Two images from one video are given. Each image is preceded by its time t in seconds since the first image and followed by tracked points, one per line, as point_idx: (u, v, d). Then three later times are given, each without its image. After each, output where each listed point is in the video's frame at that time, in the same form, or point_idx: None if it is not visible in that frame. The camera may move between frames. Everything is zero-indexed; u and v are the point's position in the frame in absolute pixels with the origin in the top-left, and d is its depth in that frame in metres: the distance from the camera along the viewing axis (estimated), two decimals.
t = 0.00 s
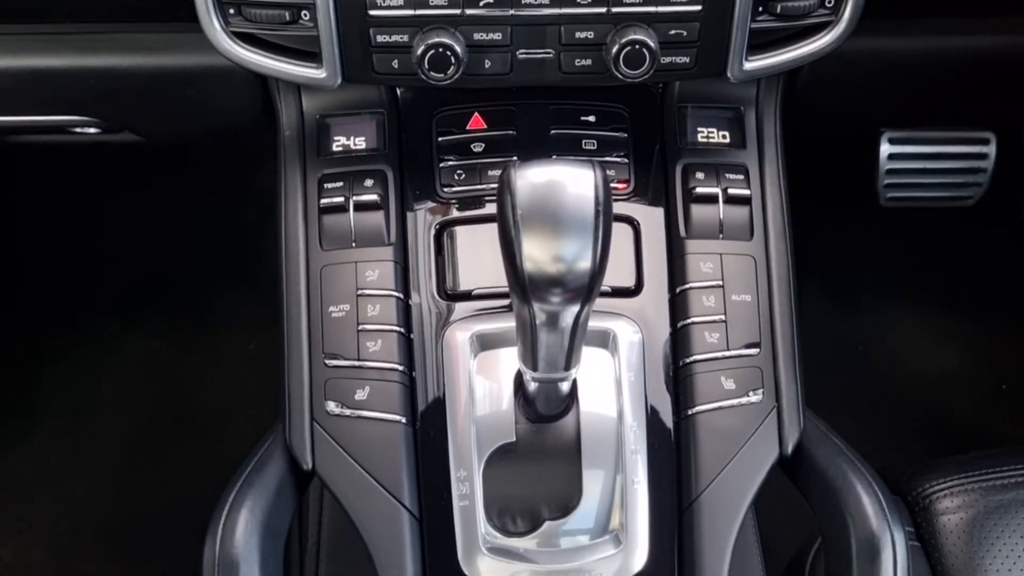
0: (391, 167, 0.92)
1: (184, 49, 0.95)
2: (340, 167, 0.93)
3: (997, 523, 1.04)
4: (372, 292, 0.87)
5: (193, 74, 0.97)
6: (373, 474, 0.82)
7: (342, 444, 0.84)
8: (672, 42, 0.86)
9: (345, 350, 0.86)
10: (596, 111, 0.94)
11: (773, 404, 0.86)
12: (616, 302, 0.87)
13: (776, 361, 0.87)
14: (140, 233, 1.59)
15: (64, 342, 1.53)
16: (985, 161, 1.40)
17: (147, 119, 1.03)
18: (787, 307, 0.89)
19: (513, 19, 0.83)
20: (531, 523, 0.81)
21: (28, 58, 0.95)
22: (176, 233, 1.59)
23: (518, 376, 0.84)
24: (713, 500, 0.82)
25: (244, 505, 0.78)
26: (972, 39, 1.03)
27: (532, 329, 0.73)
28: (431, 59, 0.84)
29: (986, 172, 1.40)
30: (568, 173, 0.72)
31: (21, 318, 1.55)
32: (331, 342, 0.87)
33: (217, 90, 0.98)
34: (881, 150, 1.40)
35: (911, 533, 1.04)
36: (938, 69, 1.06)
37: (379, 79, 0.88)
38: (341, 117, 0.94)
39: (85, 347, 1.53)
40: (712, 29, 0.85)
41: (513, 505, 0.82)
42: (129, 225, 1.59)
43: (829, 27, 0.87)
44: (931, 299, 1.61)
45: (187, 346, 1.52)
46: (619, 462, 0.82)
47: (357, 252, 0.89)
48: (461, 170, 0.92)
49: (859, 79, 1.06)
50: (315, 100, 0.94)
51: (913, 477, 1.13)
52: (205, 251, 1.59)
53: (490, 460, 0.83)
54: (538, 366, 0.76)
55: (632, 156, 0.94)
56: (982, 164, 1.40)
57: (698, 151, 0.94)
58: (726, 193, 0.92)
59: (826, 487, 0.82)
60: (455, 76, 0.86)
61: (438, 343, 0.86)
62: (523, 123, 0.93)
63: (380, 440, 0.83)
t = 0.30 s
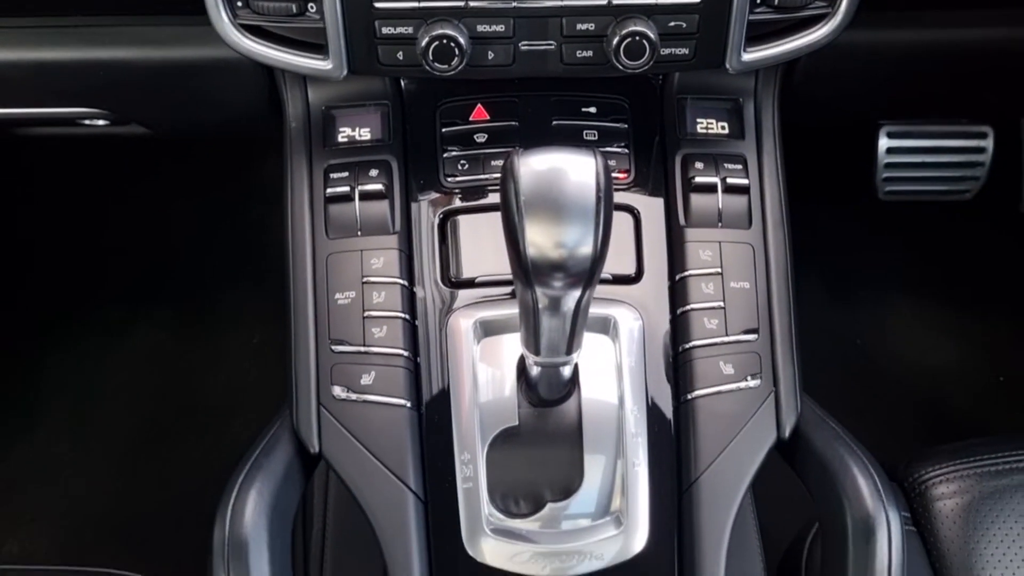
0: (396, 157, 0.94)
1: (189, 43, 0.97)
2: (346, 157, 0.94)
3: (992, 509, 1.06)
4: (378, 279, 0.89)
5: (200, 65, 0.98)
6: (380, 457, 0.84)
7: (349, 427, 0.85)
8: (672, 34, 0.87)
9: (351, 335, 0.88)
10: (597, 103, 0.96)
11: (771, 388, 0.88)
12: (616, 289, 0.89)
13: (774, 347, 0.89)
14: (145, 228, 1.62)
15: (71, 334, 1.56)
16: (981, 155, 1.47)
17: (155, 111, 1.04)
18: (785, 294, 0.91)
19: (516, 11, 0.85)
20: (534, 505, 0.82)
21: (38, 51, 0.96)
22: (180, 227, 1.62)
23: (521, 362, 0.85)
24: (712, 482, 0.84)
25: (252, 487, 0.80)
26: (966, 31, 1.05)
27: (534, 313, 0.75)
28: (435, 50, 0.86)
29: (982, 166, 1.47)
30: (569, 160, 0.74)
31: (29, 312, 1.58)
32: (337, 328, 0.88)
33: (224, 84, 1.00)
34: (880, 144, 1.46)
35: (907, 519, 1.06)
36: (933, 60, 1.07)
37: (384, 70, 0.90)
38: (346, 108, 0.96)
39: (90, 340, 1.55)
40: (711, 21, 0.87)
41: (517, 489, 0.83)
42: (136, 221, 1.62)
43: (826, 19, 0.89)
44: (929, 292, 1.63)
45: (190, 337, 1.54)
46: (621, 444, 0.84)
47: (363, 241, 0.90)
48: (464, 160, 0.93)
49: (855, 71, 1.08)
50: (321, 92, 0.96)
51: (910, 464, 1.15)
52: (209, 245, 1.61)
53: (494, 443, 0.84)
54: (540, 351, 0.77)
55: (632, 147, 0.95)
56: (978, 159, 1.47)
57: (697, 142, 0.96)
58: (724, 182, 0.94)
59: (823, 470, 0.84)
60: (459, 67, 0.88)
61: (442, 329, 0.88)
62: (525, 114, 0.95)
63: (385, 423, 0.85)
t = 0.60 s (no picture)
0: (395, 143, 0.96)
1: (193, 31, 0.99)
2: (347, 143, 0.97)
3: (980, 491, 1.08)
4: (378, 261, 0.91)
5: (203, 53, 1.00)
6: (380, 432, 0.86)
7: (349, 403, 0.88)
8: (664, 21, 0.89)
9: (351, 315, 0.90)
10: (592, 90, 0.98)
11: (762, 366, 0.90)
12: (610, 271, 0.91)
13: (765, 326, 0.91)
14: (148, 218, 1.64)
15: (75, 323, 1.58)
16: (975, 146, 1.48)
17: (160, 98, 1.07)
18: (775, 275, 0.93)
19: None
20: (530, 479, 0.85)
21: (43, 39, 0.98)
22: (182, 217, 1.64)
23: (516, 342, 0.87)
24: (703, 456, 0.86)
25: (255, 461, 0.82)
26: (957, 19, 1.06)
27: (530, 290, 0.77)
28: (433, 37, 0.88)
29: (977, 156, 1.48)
30: (564, 142, 0.76)
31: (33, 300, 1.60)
32: (338, 308, 0.90)
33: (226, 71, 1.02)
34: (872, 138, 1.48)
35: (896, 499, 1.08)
36: (923, 48, 1.09)
37: (384, 57, 0.92)
38: (346, 95, 0.98)
39: (95, 329, 1.57)
40: (703, 9, 0.89)
41: (513, 464, 0.86)
42: (138, 211, 1.64)
43: (816, 7, 0.91)
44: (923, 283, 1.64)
45: (192, 326, 1.57)
46: (615, 419, 0.86)
47: (363, 224, 0.93)
48: (462, 146, 0.95)
49: (847, 57, 1.10)
50: (322, 79, 0.98)
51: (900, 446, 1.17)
52: (211, 235, 1.63)
53: (490, 421, 0.87)
54: (535, 327, 0.80)
55: (626, 133, 0.97)
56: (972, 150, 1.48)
57: (690, 128, 0.98)
58: (716, 167, 0.96)
59: (812, 446, 0.86)
60: (457, 54, 0.90)
61: (440, 309, 0.90)
62: (522, 101, 0.97)
63: (384, 400, 0.87)
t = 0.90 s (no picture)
0: (393, 120, 0.98)
1: (193, 11, 0.99)
2: (345, 120, 0.98)
3: (967, 465, 1.10)
4: (375, 234, 0.93)
5: (204, 32, 1.01)
6: (378, 402, 0.88)
7: (348, 373, 0.89)
8: None
9: (350, 287, 0.92)
10: (586, 69, 0.99)
11: (752, 336, 0.92)
12: (603, 244, 0.93)
13: (755, 297, 0.93)
14: (147, 204, 1.66)
15: (75, 307, 1.60)
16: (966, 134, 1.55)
17: (162, 76, 1.08)
18: (765, 247, 0.95)
19: None
20: (525, 446, 0.87)
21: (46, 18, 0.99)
22: (182, 203, 1.66)
23: (510, 314, 0.89)
24: (694, 424, 0.88)
25: (255, 429, 0.84)
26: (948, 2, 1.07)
27: (524, 259, 0.79)
28: (430, 13, 0.90)
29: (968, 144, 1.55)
30: (556, 112, 0.78)
31: (35, 284, 1.62)
32: (337, 280, 0.92)
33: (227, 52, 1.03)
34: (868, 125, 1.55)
35: (885, 472, 1.10)
36: (913, 27, 1.11)
37: (381, 34, 0.94)
38: (345, 74, 1.00)
39: (95, 313, 1.59)
40: None
41: (508, 433, 0.87)
42: (137, 197, 1.66)
43: None
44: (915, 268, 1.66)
45: (191, 311, 1.58)
46: (608, 392, 0.88)
47: (361, 198, 0.94)
48: (458, 122, 0.97)
49: (837, 35, 1.11)
50: (321, 58, 1.00)
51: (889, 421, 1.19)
52: (210, 223, 1.65)
53: (485, 392, 0.88)
54: (529, 296, 0.81)
55: (619, 111, 0.99)
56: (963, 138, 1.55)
57: (682, 106, 1.00)
58: (707, 143, 0.98)
59: (800, 414, 0.88)
60: (453, 31, 0.92)
61: (437, 284, 0.91)
62: (517, 80, 0.98)
63: (381, 369, 0.89)
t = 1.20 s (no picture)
0: (390, 101, 1.00)
1: None
2: (343, 101, 1.00)
3: (953, 439, 1.12)
4: (373, 212, 0.95)
5: (204, 15, 1.03)
6: (377, 373, 0.91)
7: (346, 345, 0.92)
8: None
9: (347, 263, 0.94)
10: (580, 52, 1.01)
11: (740, 310, 0.94)
12: (595, 221, 0.95)
13: (743, 273, 0.95)
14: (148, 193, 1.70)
15: (77, 292, 1.64)
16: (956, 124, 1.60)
17: (163, 59, 1.10)
18: (754, 225, 0.97)
19: None
20: (519, 418, 0.88)
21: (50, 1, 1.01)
22: (181, 188, 1.70)
23: (504, 291, 0.91)
24: (684, 395, 0.91)
25: (255, 400, 0.85)
26: None
27: (518, 232, 0.81)
28: None
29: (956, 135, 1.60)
30: (549, 89, 0.80)
31: (38, 270, 1.66)
32: (335, 256, 0.94)
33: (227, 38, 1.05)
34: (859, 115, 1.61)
35: (871, 448, 1.13)
36: (901, 12, 1.13)
37: (379, 16, 0.96)
38: (343, 56, 1.01)
39: (97, 297, 1.63)
40: None
41: (501, 403, 0.89)
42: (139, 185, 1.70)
43: None
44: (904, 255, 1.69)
45: (191, 283, 1.63)
46: (599, 368, 0.90)
47: (357, 176, 0.96)
48: (454, 104, 0.99)
49: (826, 19, 1.13)
50: (319, 39, 1.01)
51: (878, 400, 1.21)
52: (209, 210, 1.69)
53: (483, 361, 0.90)
54: (523, 271, 0.83)
55: (612, 93, 1.01)
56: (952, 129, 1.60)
57: (673, 88, 1.02)
58: (697, 124, 1.00)
59: (788, 386, 0.90)
60: (450, 12, 0.94)
61: (432, 259, 0.94)
62: (512, 62, 1.00)
63: (379, 341, 0.91)
